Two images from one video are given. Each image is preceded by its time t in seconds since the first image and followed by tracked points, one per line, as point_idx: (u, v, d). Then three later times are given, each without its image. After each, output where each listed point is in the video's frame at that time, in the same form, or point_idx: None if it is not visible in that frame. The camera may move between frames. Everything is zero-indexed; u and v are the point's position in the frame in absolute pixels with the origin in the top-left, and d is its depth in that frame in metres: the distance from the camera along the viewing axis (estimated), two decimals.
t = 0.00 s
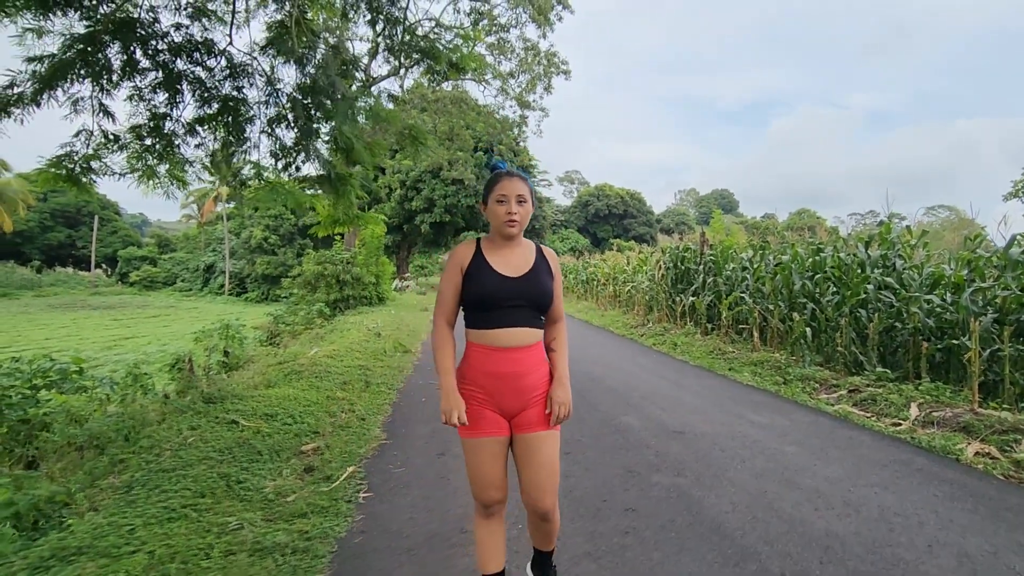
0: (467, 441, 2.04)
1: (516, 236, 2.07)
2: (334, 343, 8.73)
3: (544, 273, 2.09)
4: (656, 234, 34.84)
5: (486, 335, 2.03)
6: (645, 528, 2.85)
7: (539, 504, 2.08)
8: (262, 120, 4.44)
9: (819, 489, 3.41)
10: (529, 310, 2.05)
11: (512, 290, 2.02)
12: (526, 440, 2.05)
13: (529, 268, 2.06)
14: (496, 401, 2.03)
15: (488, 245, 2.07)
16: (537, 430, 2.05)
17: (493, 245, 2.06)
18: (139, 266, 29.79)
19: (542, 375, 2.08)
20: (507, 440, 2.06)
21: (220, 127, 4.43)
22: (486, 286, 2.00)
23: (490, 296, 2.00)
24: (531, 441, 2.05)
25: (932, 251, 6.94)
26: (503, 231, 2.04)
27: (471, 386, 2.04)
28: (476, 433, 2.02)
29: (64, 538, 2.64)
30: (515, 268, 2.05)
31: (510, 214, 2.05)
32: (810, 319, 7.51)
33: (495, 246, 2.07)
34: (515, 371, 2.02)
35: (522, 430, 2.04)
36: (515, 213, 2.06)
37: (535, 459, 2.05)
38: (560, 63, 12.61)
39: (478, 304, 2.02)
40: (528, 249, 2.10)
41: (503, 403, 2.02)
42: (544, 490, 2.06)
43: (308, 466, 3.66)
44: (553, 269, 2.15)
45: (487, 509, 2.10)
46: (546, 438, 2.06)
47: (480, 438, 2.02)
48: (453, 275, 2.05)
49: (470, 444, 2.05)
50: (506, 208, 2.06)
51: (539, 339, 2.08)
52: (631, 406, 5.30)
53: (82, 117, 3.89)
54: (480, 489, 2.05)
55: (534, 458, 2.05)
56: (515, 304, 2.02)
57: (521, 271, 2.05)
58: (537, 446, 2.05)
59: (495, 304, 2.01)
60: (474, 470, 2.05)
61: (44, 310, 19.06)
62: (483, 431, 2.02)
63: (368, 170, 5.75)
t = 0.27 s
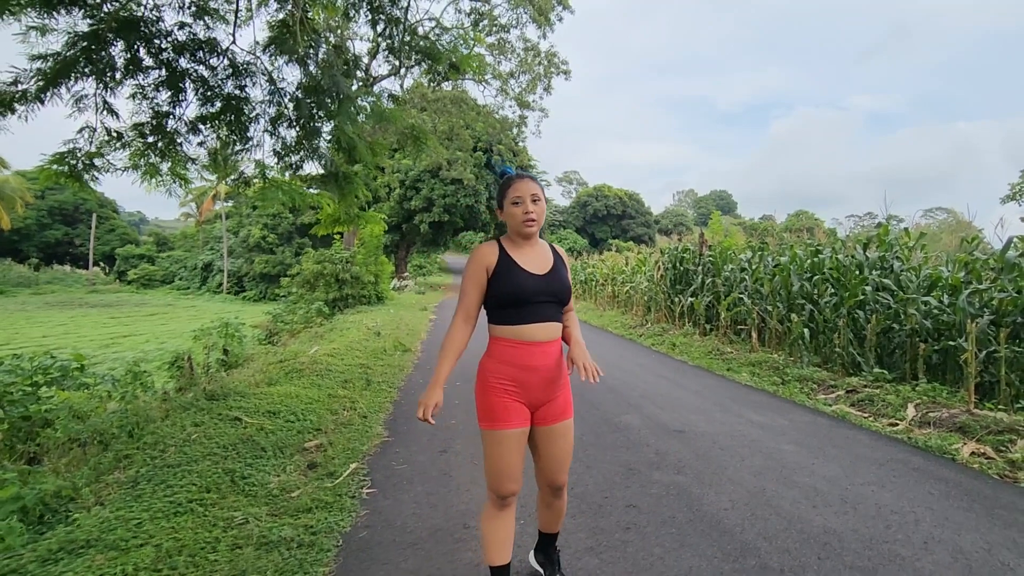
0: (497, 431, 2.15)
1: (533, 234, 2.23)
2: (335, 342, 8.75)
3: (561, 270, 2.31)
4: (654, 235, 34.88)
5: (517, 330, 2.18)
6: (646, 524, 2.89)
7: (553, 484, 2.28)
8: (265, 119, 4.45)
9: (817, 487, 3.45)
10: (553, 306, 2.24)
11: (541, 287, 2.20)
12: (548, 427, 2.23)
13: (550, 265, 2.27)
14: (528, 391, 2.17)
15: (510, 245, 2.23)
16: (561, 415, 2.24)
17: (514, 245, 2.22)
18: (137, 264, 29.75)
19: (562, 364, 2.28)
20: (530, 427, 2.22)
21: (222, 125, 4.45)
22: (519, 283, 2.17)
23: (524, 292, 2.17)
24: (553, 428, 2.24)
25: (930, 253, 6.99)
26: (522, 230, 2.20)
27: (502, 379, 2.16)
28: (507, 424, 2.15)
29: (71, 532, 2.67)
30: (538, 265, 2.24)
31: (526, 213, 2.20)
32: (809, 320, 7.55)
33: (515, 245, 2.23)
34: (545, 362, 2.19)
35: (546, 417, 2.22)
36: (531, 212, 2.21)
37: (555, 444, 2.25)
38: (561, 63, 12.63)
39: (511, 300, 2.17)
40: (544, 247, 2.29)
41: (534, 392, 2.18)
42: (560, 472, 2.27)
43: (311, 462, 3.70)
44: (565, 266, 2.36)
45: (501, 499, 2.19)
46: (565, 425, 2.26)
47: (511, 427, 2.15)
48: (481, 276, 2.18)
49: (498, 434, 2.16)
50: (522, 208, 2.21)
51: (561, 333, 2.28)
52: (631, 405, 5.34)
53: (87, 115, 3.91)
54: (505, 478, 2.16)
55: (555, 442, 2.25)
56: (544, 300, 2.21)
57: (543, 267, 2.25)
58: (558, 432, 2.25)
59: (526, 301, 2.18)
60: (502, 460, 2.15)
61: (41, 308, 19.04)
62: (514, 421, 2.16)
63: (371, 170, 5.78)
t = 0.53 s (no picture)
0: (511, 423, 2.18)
1: (542, 235, 2.29)
2: (331, 339, 8.74)
3: (572, 267, 2.36)
4: (651, 233, 34.92)
5: (533, 326, 2.22)
6: (641, 520, 2.90)
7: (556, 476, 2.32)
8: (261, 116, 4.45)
9: (811, 484, 3.47)
10: (567, 302, 2.29)
11: (555, 285, 2.25)
12: (559, 420, 2.27)
13: (561, 263, 2.32)
14: (544, 384, 2.21)
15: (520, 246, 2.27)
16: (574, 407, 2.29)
17: (524, 246, 2.26)
18: (133, 261, 29.67)
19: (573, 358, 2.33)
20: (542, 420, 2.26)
21: (219, 122, 4.44)
22: (535, 281, 2.21)
23: (539, 289, 2.21)
24: (563, 421, 2.27)
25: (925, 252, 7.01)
26: (531, 232, 2.25)
27: (519, 374, 2.19)
28: (523, 416, 2.18)
29: (67, 528, 2.67)
30: (549, 264, 2.28)
31: (535, 216, 2.25)
32: (804, 318, 7.58)
33: (526, 245, 2.28)
34: (560, 355, 2.24)
35: (558, 410, 2.25)
36: (540, 215, 2.26)
37: (563, 438, 2.28)
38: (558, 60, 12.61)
39: (527, 299, 2.21)
40: (552, 246, 2.34)
41: (550, 385, 2.22)
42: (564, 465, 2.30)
43: (307, 459, 3.70)
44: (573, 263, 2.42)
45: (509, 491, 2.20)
46: (574, 419, 2.29)
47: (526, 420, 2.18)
48: (496, 275, 2.20)
49: (512, 426, 2.19)
50: (530, 211, 2.26)
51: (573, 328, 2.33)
52: (627, 402, 5.36)
53: (83, 110, 3.90)
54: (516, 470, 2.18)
55: (563, 435, 2.28)
56: (559, 297, 2.26)
57: (556, 265, 2.30)
58: (567, 425, 2.29)
59: (541, 298, 2.22)
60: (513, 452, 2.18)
61: (37, 304, 18.98)
62: (529, 414, 2.19)
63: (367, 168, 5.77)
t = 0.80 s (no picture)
0: (510, 419, 2.20)
1: (545, 238, 2.30)
2: (329, 337, 8.74)
3: (572, 269, 2.35)
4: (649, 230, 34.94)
5: (531, 326, 2.24)
6: (637, 517, 2.91)
7: (557, 472, 2.31)
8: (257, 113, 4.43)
9: (806, 480, 3.48)
10: (565, 304, 2.29)
11: (552, 287, 2.26)
12: (560, 416, 2.27)
13: (560, 265, 2.32)
14: (543, 382, 2.23)
15: (522, 248, 2.29)
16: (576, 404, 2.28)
17: (525, 248, 2.28)
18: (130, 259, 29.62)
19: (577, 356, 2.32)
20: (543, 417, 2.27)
21: (214, 119, 4.43)
22: (530, 284, 2.23)
23: (535, 291, 2.22)
24: (565, 418, 2.27)
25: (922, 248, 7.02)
26: (534, 236, 2.27)
27: (518, 371, 2.23)
28: (521, 412, 2.20)
29: (64, 527, 2.67)
30: (549, 266, 2.29)
31: (538, 220, 2.27)
32: (801, 314, 7.59)
33: (528, 247, 2.29)
34: (559, 354, 2.24)
35: (559, 407, 2.26)
36: (543, 218, 2.27)
37: (564, 433, 2.28)
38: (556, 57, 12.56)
39: (523, 301, 2.23)
40: (556, 249, 2.35)
41: (549, 383, 2.23)
42: (565, 460, 2.29)
43: (304, 457, 3.71)
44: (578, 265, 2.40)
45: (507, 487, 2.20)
46: (575, 415, 2.28)
47: (525, 415, 2.20)
48: (495, 277, 2.25)
49: (512, 422, 2.20)
50: (534, 214, 2.28)
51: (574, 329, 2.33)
52: (624, 399, 5.37)
53: (77, 108, 3.89)
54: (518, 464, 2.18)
55: (564, 431, 2.28)
56: (556, 299, 2.26)
57: (555, 268, 2.29)
58: (569, 421, 2.28)
59: (538, 299, 2.23)
60: (512, 447, 2.19)
61: (34, 302, 18.95)
62: (528, 409, 2.21)
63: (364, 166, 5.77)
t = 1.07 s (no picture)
0: (496, 406, 2.26)
1: (544, 234, 2.28)
2: (330, 333, 8.75)
3: (565, 267, 2.29)
4: (650, 225, 34.90)
5: (515, 319, 2.29)
6: (637, 512, 2.91)
7: (551, 465, 2.28)
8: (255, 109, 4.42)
9: (807, 474, 3.48)
10: (550, 301, 2.27)
11: (535, 283, 2.25)
12: (549, 408, 2.26)
13: (551, 261, 2.28)
14: (523, 374, 2.26)
15: (519, 242, 2.31)
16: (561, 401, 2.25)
17: (520, 242, 2.31)
18: (131, 256, 29.63)
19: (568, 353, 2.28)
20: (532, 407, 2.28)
21: (213, 115, 4.41)
22: (513, 279, 2.26)
23: (514, 286, 2.26)
24: (554, 410, 2.26)
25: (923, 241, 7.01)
26: (530, 231, 2.27)
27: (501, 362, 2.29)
28: (506, 399, 2.24)
29: (64, 524, 2.67)
30: (538, 261, 2.28)
31: (537, 215, 2.26)
32: (802, 308, 7.58)
33: (524, 242, 2.31)
34: (540, 349, 2.24)
35: (547, 399, 2.26)
36: (543, 215, 2.27)
37: (555, 426, 2.26)
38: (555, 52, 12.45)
39: (508, 295, 2.29)
40: (554, 245, 2.31)
41: (530, 376, 2.25)
42: (557, 453, 2.26)
43: (305, 453, 3.71)
44: (578, 262, 2.33)
45: (497, 474, 2.21)
46: (566, 409, 2.25)
47: (509, 402, 2.23)
48: (489, 269, 2.35)
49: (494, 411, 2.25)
50: (534, 209, 2.27)
51: (563, 326, 2.30)
52: (624, 394, 5.37)
53: (75, 105, 3.88)
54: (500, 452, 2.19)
55: (554, 424, 2.26)
56: (539, 296, 2.25)
57: (543, 264, 2.27)
58: (561, 414, 2.26)
59: (520, 294, 2.26)
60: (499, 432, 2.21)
61: (34, 300, 18.96)
62: (512, 398, 2.24)
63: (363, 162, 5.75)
